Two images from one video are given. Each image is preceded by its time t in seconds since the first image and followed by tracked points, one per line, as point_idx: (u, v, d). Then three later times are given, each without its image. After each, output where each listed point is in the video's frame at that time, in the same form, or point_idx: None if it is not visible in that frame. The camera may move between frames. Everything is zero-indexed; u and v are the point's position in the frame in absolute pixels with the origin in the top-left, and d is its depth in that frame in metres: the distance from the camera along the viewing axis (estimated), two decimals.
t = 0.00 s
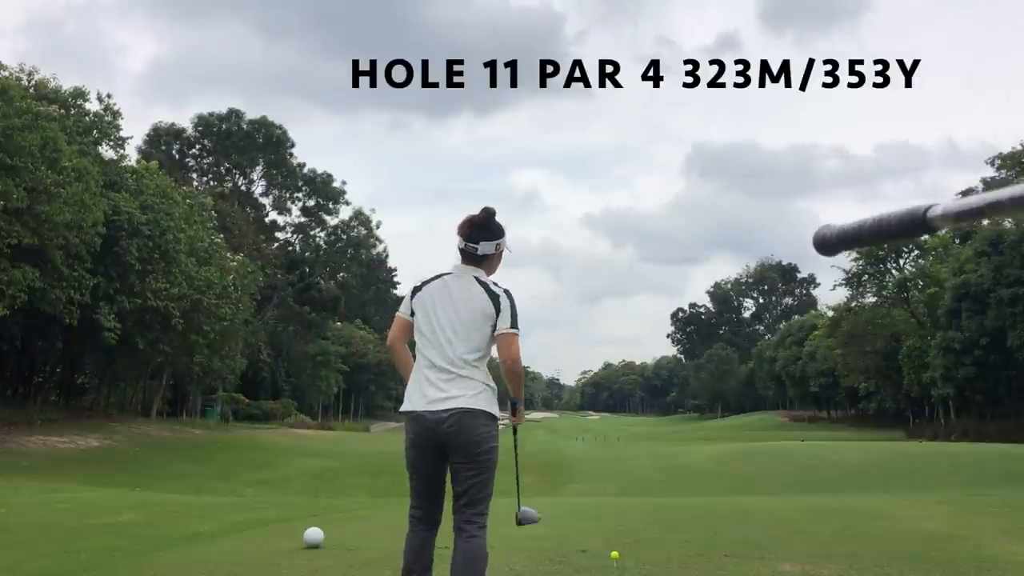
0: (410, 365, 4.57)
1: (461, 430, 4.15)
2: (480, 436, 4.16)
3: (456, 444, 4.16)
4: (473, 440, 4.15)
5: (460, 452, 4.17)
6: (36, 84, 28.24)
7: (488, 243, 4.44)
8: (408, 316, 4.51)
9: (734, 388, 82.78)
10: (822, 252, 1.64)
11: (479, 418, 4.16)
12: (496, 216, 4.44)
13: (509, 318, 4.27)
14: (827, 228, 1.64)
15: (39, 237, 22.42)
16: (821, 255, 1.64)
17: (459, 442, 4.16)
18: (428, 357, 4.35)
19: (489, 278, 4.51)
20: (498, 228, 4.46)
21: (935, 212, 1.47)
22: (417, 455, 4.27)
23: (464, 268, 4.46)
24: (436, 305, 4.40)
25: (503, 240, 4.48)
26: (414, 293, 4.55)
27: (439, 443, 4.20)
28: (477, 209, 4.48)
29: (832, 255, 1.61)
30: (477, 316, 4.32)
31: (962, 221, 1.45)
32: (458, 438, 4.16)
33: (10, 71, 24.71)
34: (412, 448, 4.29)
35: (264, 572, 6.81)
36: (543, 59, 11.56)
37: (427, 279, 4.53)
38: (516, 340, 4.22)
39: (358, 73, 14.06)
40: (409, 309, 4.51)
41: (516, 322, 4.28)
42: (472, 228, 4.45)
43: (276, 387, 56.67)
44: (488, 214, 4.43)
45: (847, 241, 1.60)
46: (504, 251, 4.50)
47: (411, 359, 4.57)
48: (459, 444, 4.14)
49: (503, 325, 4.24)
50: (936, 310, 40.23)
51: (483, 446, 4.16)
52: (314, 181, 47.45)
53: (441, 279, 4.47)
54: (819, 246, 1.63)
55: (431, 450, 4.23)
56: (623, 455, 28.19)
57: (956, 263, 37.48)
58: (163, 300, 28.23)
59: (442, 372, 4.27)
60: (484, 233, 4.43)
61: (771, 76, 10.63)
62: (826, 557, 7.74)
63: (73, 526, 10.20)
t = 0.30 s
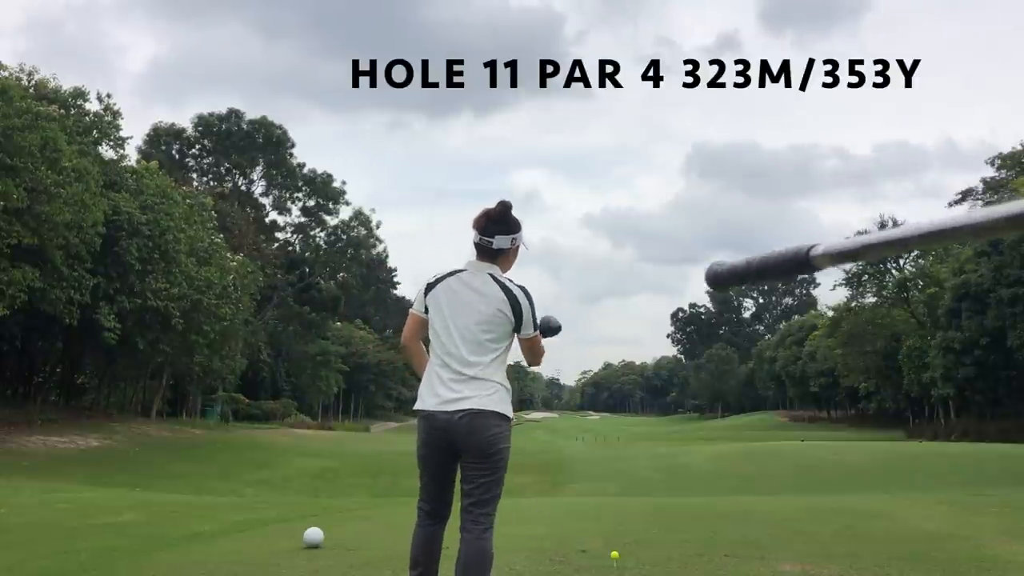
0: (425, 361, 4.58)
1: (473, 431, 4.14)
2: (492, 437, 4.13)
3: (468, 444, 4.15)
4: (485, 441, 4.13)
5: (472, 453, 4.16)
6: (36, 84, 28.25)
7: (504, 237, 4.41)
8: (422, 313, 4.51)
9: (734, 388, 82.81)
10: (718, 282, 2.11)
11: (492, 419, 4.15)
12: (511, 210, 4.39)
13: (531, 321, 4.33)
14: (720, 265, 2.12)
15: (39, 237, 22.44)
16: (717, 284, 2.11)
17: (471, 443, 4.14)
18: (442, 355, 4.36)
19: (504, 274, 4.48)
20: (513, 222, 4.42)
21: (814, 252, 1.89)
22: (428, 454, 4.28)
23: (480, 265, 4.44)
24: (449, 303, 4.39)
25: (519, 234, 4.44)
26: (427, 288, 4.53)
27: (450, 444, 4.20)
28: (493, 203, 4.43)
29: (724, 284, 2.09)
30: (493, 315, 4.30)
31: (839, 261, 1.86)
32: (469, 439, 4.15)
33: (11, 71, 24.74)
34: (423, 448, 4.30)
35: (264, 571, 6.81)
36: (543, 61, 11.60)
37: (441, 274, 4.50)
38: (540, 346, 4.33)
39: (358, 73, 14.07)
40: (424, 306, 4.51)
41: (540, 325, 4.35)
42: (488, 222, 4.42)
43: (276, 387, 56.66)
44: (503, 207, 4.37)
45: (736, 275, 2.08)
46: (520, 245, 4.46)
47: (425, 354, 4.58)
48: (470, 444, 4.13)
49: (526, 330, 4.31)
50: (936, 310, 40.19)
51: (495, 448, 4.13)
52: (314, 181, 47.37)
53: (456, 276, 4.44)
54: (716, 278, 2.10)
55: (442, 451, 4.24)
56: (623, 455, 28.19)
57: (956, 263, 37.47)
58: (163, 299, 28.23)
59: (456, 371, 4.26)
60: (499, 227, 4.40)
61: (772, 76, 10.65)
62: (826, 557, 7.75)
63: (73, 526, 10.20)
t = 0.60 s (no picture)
0: (428, 361, 4.55)
1: (479, 430, 4.14)
2: (500, 437, 4.14)
3: (475, 444, 4.15)
4: (491, 440, 4.13)
5: (478, 451, 4.15)
6: (36, 84, 28.24)
7: (513, 241, 4.42)
8: (428, 314, 4.49)
9: (734, 388, 82.78)
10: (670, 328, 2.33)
11: (500, 420, 4.15)
12: (521, 213, 4.40)
13: (540, 324, 4.36)
14: (675, 309, 2.28)
15: (38, 237, 22.44)
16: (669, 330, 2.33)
17: (477, 442, 4.14)
18: (448, 355, 4.36)
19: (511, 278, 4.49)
20: (523, 226, 4.43)
21: (760, 299, 2.05)
22: (433, 456, 4.27)
23: (488, 268, 4.44)
24: (457, 303, 4.38)
25: (528, 238, 4.45)
26: (432, 290, 4.51)
27: (456, 444, 4.20)
28: (503, 205, 4.44)
29: (682, 330, 2.21)
30: (503, 317, 4.31)
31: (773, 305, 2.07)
32: (476, 438, 4.15)
33: (10, 71, 24.75)
34: (428, 450, 4.29)
35: (264, 571, 6.81)
36: (543, 61, 11.62)
37: (449, 275, 4.49)
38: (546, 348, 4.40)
39: (358, 73, 14.07)
40: (430, 307, 4.49)
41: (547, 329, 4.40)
42: (497, 225, 4.43)
43: (276, 387, 56.65)
44: (514, 210, 4.38)
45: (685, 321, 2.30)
46: (529, 249, 4.47)
47: (428, 355, 4.56)
48: (475, 443, 4.13)
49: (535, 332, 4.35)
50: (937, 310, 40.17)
51: (502, 447, 4.14)
52: (314, 181, 47.38)
53: (464, 278, 4.44)
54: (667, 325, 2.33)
55: (447, 452, 4.22)
56: (623, 455, 28.19)
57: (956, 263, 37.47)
58: (163, 300, 28.21)
59: (463, 372, 4.25)
60: (509, 230, 4.41)
61: (772, 76, 10.66)
62: (826, 557, 7.74)
63: (73, 526, 10.20)
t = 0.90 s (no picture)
0: (430, 362, 4.54)
1: (479, 429, 4.15)
2: (501, 437, 4.14)
3: (477, 445, 4.15)
4: (491, 442, 4.14)
5: (479, 452, 4.16)
6: (36, 84, 28.23)
7: (515, 243, 4.41)
8: (431, 316, 4.50)
9: (734, 388, 82.75)
10: (668, 362, 2.49)
11: (501, 420, 4.15)
12: (523, 216, 4.39)
13: (538, 332, 4.35)
14: (668, 343, 2.57)
15: (38, 237, 22.44)
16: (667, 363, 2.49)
17: (480, 443, 4.15)
18: (452, 356, 4.34)
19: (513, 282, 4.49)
20: (525, 229, 4.42)
21: (749, 329, 2.25)
22: (435, 458, 4.26)
23: (490, 268, 4.44)
24: (457, 306, 4.38)
25: (530, 242, 4.45)
26: (435, 292, 4.52)
27: (458, 444, 4.20)
28: (506, 208, 4.43)
29: (675, 363, 2.47)
30: (504, 319, 4.30)
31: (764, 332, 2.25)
32: (477, 439, 4.15)
33: (10, 71, 24.76)
34: (429, 450, 4.29)
35: (264, 572, 6.80)
36: (543, 61, 11.68)
37: (450, 276, 4.49)
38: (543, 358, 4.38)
39: (358, 73, 14.07)
40: (432, 309, 4.49)
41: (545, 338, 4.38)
42: (501, 225, 4.41)
43: (276, 387, 56.64)
44: (516, 212, 4.37)
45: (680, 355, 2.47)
46: (530, 252, 4.47)
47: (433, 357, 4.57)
48: (477, 444, 4.14)
49: (533, 342, 4.34)
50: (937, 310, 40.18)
51: (502, 447, 4.15)
52: (314, 181, 47.37)
53: (465, 279, 4.44)
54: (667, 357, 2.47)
55: (449, 452, 4.22)
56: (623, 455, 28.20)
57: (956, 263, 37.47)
58: (163, 300, 28.20)
59: (463, 374, 4.26)
60: (511, 232, 4.40)
61: (772, 77, 10.66)
62: (826, 557, 7.74)
63: (73, 526, 10.20)
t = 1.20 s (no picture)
0: (432, 362, 4.54)
1: (476, 429, 4.15)
2: (500, 437, 4.15)
3: (475, 445, 4.16)
4: (490, 443, 4.14)
5: (478, 451, 4.16)
6: (36, 84, 28.22)
7: (516, 244, 4.41)
8: (432, 317, 4.50)
9: (734, 388, 82.77)
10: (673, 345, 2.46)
11: (499, 420, 4.15)
12: (524, 218, 4.40)
13: (532, 333, 4.28)
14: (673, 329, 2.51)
15: (38, 237, 22.43)
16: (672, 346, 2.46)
17: (478, 442, 4.15)
18: (451, 357, 4.34)
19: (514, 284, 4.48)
20: (526, 230, 4.43)
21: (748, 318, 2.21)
22: (434, 458, 4.26)
23: (490, 269, 4.43)
24: (456, 307, 4.37)
25: (530, 243, 4.44)
26: (436, 293, 4.52)
27: (457, 444, 4.19)
28: (507, 209, 4.43)
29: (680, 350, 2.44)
30: (501, 319, 4.28)
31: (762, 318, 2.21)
32: (477, 439, 4.15)
33: (10, 71, 24.77)
34: (428, 450, 4.29)
35: (264, 572, 6.81)
36: (544, 61, 11.73)
37: (451, 276, 4.49)
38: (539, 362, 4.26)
39: (358, 73, 14.05)
40: (433, 309, 4.49)
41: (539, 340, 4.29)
42: (502, 227, 4.41)
43: (276, 387, 56.63)
44: (517, 214, 4.37)
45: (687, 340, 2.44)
46: (530, 253, 4.47)
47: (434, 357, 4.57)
48: (476, 444, 4.14)
49: (527, 342, 4.25)
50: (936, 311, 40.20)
51: (502, 447, 4.15)
52: (314, 181, 47.38)
53: (465, 279, 4.43)
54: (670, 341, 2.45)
55: (448, 452, 4.22)
56: (623, 455, 28.17)
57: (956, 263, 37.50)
58: (163, 300, 28.18)
59: (460, 373, 4.26)
60: (512, 234, 4.40)
61: (772, 77, 10.63)
62: (826, 557, 7.74)
63: (73, 526, 10.20)
